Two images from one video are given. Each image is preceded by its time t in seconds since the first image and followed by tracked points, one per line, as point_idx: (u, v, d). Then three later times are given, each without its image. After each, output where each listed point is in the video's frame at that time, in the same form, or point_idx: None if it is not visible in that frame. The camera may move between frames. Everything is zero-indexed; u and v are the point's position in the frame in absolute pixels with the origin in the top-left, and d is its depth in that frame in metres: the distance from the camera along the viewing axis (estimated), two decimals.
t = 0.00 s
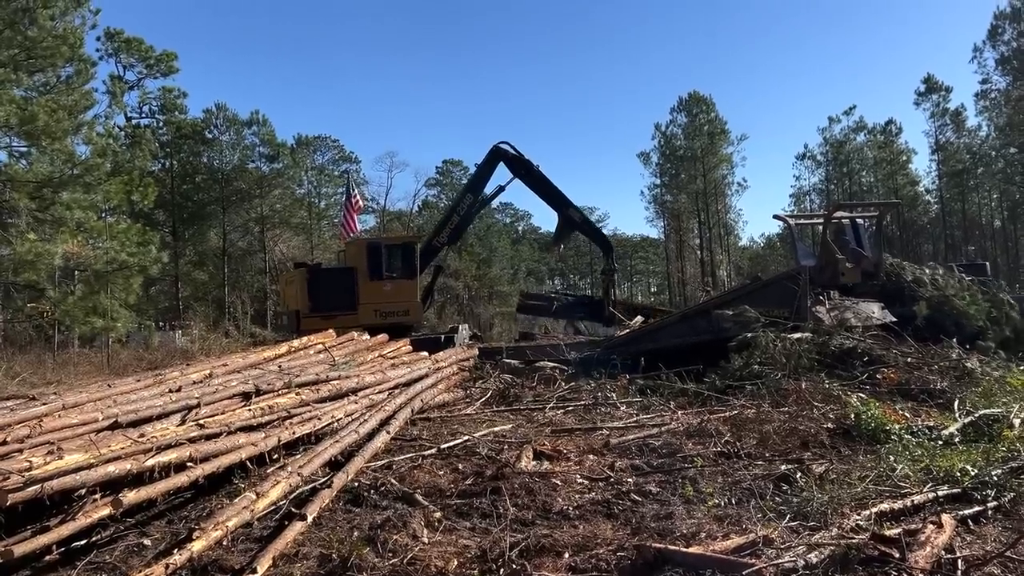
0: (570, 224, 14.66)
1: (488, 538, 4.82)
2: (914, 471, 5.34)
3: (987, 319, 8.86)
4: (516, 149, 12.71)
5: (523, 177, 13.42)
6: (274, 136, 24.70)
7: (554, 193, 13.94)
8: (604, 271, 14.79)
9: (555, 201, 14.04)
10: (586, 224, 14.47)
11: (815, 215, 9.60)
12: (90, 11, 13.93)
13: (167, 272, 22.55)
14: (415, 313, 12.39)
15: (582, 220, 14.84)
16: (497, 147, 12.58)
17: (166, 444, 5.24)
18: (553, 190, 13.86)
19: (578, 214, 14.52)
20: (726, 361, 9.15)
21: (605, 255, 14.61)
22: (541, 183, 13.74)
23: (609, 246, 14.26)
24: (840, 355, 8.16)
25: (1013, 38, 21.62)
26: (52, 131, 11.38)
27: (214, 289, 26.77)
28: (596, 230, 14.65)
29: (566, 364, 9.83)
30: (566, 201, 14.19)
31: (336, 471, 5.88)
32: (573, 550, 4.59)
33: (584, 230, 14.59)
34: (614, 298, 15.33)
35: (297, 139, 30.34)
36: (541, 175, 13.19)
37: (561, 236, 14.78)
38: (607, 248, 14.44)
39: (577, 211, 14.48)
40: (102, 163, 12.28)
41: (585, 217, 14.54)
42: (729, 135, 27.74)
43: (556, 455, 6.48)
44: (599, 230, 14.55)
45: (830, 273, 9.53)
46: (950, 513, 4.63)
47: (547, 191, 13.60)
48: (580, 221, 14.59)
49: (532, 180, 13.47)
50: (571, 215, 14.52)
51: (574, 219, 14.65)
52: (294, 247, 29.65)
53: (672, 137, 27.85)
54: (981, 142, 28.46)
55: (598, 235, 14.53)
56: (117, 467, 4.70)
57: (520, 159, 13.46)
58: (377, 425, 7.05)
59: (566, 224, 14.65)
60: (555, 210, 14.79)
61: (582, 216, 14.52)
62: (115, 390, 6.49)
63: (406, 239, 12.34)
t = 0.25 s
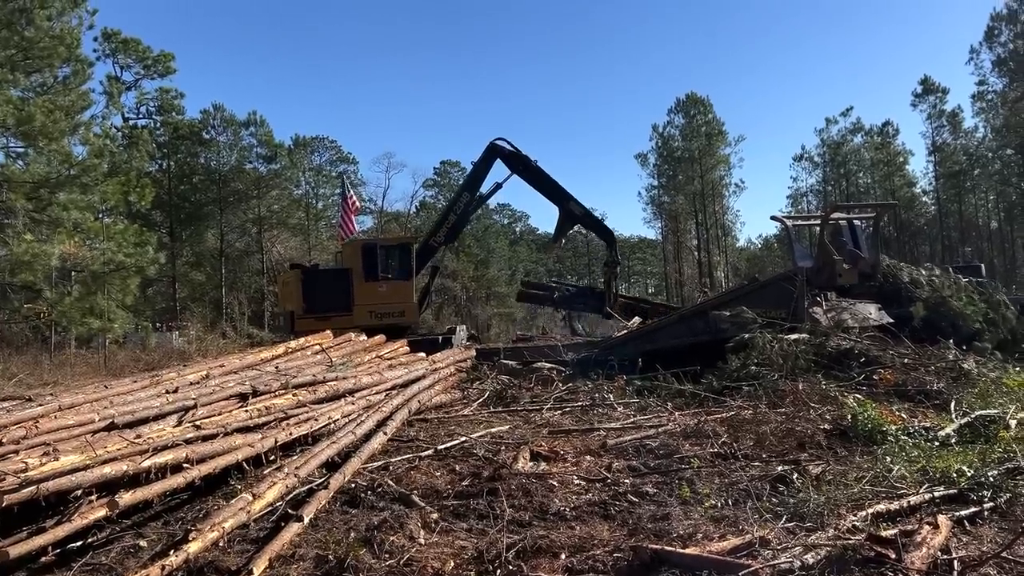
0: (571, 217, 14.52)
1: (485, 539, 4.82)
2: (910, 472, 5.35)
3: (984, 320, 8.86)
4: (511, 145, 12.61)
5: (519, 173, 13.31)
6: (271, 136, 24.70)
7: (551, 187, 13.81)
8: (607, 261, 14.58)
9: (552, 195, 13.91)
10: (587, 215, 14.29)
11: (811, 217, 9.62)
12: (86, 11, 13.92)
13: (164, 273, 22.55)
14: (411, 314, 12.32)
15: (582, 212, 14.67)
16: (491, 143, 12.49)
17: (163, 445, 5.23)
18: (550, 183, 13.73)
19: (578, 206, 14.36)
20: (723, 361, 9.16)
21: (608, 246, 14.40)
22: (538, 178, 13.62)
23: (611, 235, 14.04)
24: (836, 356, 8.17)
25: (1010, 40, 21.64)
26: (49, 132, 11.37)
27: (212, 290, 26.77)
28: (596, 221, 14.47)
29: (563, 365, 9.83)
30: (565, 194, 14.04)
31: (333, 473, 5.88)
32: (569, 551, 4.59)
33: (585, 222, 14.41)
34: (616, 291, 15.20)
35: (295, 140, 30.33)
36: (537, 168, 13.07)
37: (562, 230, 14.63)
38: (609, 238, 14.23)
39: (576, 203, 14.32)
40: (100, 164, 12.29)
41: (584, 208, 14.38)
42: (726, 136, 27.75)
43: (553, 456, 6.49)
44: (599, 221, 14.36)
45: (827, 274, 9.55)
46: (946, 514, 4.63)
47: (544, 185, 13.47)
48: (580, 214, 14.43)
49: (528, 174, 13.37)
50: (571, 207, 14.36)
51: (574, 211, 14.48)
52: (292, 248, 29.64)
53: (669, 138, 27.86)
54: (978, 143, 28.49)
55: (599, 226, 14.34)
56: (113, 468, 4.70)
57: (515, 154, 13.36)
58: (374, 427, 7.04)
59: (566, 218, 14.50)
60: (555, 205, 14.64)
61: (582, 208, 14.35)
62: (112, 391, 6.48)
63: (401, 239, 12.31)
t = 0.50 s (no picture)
0: (574, 210, 13.87)
1: (481, 540, 4.82)
2: (906, 473, 5.35)
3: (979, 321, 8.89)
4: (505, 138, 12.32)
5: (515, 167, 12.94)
6: (268, 137, 24.68)
7: (549, 180, 13.32)
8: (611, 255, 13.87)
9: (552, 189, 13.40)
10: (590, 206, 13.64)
11: (808, 218, 9.63)
12: (82, 12, 13.89)
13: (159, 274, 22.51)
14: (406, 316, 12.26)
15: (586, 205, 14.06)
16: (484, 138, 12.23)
17: (158, 447, 5.22)
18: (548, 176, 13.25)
19: (580, 198, 13.73)
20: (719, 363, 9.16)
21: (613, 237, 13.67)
22: (535, 171, 13.19)
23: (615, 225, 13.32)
24: (832, 357, 8.18)
25: (1005, 42, 21.68)
26: (45, 132, 11.35)
27: (208, 291, 26.73)
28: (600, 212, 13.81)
29: (559, 366, 9.82)
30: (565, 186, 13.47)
31: (328, 474, 5.87)
32: (565, 552, 4.59)
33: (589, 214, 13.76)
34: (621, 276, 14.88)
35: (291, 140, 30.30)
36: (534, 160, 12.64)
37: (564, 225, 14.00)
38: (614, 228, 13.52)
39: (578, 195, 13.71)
40: (95, 165, 12.26)
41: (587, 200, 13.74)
42: (723, 137, 27.78)
43: (549, 458, 6.49)
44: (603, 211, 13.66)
45: (823, 275, 9.55)
46: (941, 515, 4.63)
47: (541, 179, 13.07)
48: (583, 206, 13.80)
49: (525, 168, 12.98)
50: (573, 198, 13.71)
51: (577, 204, 13.81)
52: (288, 249, 29.62)
53: (666, 139, 27.88)
54: (973, 145, 28.55)
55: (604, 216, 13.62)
56: (108, 469, 4.69)
57: (510, 149, 13.07)
58: (370, 428, 7.03)
59: (569, 211, 13.86)
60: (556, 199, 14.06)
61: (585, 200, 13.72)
62: (107, 392, 6.47)
63: (395, 241, 12.32)
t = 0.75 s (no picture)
0: (574, 198, 13.65)
1: (476, 542, 4.81)
2: (900, 474, 5.36)
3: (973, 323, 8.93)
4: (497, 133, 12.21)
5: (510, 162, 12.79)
6: (263, 138, 24.64)
7: (546, 170, 13.14)
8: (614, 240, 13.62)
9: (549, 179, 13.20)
10: (589, 191, 13.39)
11: (803, 220, 9.67)
12: (77, 12, 13.84)
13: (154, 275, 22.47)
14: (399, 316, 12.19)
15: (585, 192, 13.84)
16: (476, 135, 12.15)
17: (152, 447, 5.21)
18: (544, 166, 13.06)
19: (578, 185, 13.52)
20: (714, 364, 9.17)
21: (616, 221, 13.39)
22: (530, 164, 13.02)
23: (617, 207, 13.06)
24: (827, 358, 8.19)
25: (999, 44, 21.71)
26: (39, 132, 11.31)
27: (203, 292, 26.68)
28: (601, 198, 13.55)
29: (555, 367, 9.82)
30: (562, 174, 13.26)
31: (323, 475, 5.87)
32: (560, 553, 4.59)
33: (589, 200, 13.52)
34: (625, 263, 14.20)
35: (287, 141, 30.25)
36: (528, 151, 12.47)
37: (565, 214, 13.77)
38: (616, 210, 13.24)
39: (576, 181, 13.51)
40: (90, 165, 12.23)
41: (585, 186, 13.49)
42: (718, 139, 27.82)
43: (544, 459, 6.49)
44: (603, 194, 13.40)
45: (819, 277, 9.65)
46: (935, 516, 4.64)
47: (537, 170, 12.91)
48: (583, 193, 13.56)
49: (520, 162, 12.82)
50: (571, 185, 13.49)
51: (575, 191, 13.59)
52: (284, 249, 29.58)
53: (661, 141, 27.92)
54: (968, 147, 28.62)
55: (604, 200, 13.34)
56: (102, 471, 4.68)
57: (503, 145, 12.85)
58: (365, 429, 7.03)
59: (569, 199, 13.63)
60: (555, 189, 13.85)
61: (583, 185, 13.49)
62: (101, 393, 6.45)
63: (389, 241, 12.24)
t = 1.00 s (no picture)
0: (574, 187, 12.82)
1: (469, 543, 4.81)
2: (893, 475, 5.37)
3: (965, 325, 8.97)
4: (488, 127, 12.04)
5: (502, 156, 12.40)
6: (257, 138, 24.58)
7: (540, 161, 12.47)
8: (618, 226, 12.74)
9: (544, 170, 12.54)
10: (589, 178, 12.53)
11: (796, 221, 9.72)
12: (71, 11, 13.79)
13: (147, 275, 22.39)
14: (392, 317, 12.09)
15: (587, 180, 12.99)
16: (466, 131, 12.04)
17: (145, 448, 5.20)
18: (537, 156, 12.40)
19: (577, 172, 12.70)
20: (707, 365, 9.20)
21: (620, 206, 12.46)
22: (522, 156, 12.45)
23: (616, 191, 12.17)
24: (821, 360, 8.20)
25: (991, 47, 21.76)
26: (32, 132, 11.27)
27: (196, 292, 26.64)
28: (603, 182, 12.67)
29: (549, 369, 9.83)
30: (558, 164, 12.53)
31: (317, 476, 5.86)
32: (554, 554, 4.59)
33: (589, 188, 12.69)
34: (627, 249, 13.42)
35: (281, 141, 30.17)
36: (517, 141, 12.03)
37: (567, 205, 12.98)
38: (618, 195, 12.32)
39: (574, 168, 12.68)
40: (83, 165, 12.20)
41: (585, 172, 12.64)
42: (712, 141, 27.88)
43: (538, 460, 6.49)
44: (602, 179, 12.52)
45: (812, 279, 9.69)
46: (928, 517, 4.65)
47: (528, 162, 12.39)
48: (583, 180, 12.72)
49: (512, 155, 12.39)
50: (569, 173, 12.66)
51: (574, 179, 12.74)
52: (278, 250, 29.53)
53: (656, 143, 27.96)
54: (961, 150, 28.70)
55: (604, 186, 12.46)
56: (94, 472, 4.66)
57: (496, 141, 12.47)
58: (359, 430, 7.01)
59: (569, 188, 12.81)
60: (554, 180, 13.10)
61: (583, 173, 12.64)
62: (94, 393, 6.43)
63: (382, 242, 12.18)
